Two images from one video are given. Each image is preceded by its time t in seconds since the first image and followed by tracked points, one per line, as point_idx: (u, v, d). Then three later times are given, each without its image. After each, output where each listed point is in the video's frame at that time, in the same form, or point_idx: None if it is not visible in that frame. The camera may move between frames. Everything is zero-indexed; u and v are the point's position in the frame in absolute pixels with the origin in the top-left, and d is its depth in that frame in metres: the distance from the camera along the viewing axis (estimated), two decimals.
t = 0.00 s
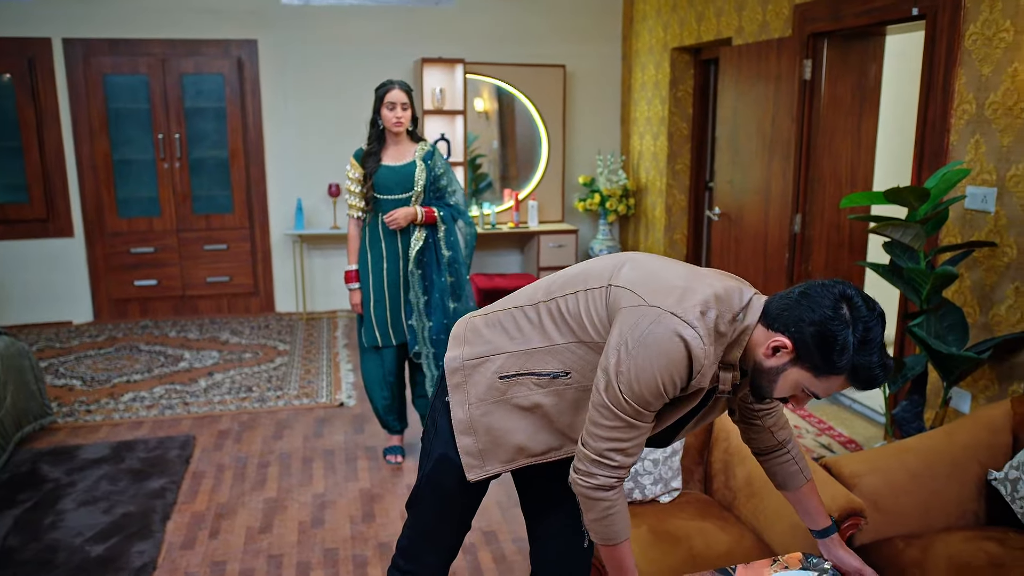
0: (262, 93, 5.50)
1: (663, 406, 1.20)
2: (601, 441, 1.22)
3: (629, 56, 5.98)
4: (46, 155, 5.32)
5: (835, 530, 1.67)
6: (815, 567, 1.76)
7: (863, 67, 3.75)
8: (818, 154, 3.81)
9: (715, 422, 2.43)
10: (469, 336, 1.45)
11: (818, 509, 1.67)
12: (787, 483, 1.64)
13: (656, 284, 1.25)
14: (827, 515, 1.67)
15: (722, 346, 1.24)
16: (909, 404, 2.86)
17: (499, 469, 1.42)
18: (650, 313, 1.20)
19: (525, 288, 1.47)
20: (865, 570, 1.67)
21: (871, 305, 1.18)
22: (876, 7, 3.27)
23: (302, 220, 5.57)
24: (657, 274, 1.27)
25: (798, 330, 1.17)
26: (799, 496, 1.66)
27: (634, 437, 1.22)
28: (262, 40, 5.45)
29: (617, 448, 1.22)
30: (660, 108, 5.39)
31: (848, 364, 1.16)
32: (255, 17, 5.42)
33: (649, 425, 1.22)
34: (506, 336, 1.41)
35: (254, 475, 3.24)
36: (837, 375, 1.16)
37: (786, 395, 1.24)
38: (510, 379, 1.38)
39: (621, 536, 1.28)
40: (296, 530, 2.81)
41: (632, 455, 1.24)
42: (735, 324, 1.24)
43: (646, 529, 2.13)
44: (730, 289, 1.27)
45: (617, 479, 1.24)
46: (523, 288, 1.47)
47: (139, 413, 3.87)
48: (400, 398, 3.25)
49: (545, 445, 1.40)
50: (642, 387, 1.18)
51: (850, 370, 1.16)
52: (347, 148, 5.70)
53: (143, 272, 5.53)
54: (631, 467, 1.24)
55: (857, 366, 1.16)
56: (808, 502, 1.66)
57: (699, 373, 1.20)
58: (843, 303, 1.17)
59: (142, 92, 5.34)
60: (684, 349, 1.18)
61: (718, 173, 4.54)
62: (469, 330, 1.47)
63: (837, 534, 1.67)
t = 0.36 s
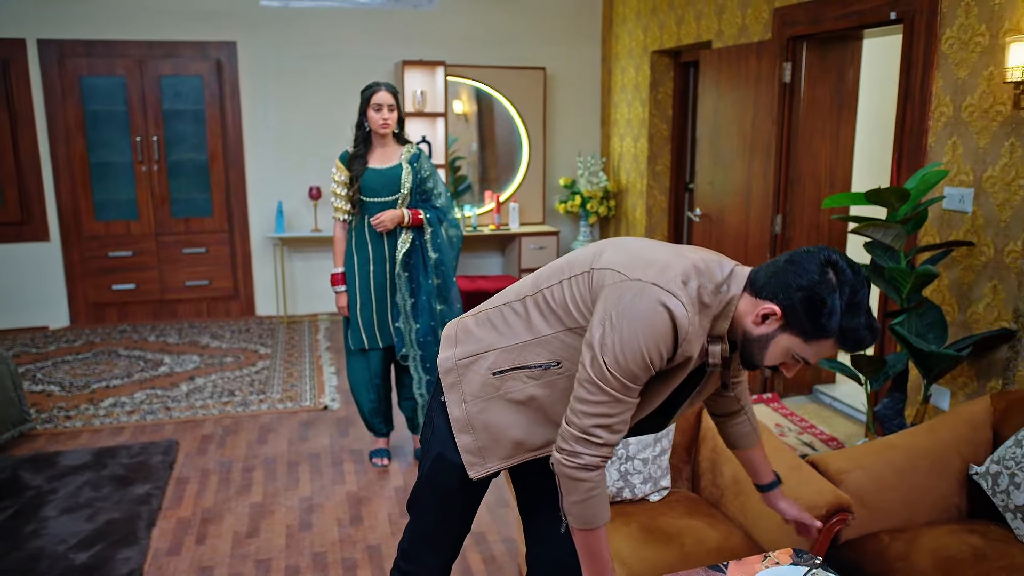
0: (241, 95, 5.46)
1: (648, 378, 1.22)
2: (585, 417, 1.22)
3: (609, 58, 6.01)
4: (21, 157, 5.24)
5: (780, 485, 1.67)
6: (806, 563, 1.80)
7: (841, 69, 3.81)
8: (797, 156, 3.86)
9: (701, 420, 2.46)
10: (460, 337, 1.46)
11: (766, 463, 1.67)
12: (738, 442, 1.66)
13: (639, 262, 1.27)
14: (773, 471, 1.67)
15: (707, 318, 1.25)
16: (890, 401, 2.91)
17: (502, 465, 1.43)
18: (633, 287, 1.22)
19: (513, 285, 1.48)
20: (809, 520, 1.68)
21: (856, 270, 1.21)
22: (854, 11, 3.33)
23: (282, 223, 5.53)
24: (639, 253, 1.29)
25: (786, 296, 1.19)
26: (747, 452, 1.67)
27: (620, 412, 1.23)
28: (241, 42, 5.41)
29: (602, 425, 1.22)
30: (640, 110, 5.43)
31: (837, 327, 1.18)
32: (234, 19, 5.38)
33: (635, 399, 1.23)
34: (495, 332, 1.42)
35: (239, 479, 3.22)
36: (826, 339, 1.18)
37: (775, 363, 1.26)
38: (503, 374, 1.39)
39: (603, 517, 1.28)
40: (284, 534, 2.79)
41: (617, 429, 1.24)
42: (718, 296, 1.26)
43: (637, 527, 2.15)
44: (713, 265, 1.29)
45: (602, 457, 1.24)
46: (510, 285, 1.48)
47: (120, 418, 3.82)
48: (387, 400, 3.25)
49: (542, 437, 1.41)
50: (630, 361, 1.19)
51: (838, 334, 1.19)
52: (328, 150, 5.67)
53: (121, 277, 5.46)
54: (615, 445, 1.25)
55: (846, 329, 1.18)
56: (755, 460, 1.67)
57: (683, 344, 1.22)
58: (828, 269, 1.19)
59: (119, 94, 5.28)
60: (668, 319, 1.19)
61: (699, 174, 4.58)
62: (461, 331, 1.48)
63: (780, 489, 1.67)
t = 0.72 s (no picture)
0: (227, 101, 5.44)
1: (621, 322, 1.20)
2: (553, 361, 1.22)
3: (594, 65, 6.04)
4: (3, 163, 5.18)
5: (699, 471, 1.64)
6: (802, 563, 1.82)
7: (825, 76, 3.86)
8: (783, 162, 3.91)
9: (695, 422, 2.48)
10: (459, 338, 1.46)
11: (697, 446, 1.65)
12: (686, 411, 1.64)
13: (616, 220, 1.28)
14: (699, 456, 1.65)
15: (684, 267, 1.24)
16: (878, 404, 2.95)
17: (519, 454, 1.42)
18: (604, 237, 1.23)
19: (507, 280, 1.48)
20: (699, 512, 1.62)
21: (833, 204, 1.20)
22: (838, 19, 3.38)
23: (268, 229, 5.50)
24: (617, 214, 1.29)
25: (765, 234, 1.19)
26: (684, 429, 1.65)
27: (591, 357, 1.21)
28: (226, 48, 5.38)
29: (572, 370, 1.21)
30: (625, 116, 5.46)
31: (817, 258, 1.17)
32: (219, 25, 5.36)
33: (608, 345, 1.21)
34: (488, 325, 1.41)
35: (230, 487, 3.20)
36: (807, 270, 1.17)
37: (761, 307, 1.24)
38: (502, 364, 1.38)
39: (571, 466, 1.25)
40: (277, 542, 2.78)
41: (589, 377, 1.22)
42: (695, 244, 1.25)
43: (633, 529, 2.17)
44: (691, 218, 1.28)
45: (572, 402, 1.23)
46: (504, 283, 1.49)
47: (107, 427, 3.79)
48: (378, 406, 3.25)
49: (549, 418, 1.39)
50: (600, 303, 1.19)
51: (819, 266, 1.18)
52: (314, 156, 5.65)
53: (105, 284, 5.42)
54: (586, 392, 1.23)
55: (828, 261, 1.17)
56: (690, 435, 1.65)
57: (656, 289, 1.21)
58: (804, 205, 1.19)
59: (103, 100, 5.24)
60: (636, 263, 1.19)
61: (685, 179, 4.61)
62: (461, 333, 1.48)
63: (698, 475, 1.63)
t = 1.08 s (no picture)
0: (228, 107, 5.44)
1: (585, 272, 1.19)
2: (518, 313, 1.22)
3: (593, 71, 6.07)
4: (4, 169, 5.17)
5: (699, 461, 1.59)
6: (813, 566, 1.85)
7: (826, 83, 3.90)
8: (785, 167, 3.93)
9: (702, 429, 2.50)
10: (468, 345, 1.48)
11: (696, 435, 1.61)
12: (682, 396, 1.60)
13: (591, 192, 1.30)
14: (698, 446, 1.60)
15: (653, 221, 1.22)
16: (882, 408, 2.97)
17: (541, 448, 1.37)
18: (571, 200, 1.26)
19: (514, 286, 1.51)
20: (698, 504, 1.57)
21: (797, 140, 1.16)
22: (839, 27, 3.41)
23: (270, 235, 5.50)
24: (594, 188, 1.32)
25: (730, 174, 1.15)
26: (681, 417, 1.62)
27: (556, 308, 1.19)
28: (227, 54, 5.40)
29: (535, 320, 1.20)
30: (625, 123, 5.48)
31: (785, 190, 1.12)
32: (220, 32, 5.37)
33: (575, 297, 1.20)
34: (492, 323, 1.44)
35: (236, 493, 3.20)
36: (776, 203, 1.12)
37: (742, 251, 1.19)
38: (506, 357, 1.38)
39: (536, 421, 1.21)
40: (284, 547, 2.78)
41: (555, 329, 1.20)
42: (663, 197, 1.23)
43: (643, 533, 2.18)
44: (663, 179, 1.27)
45: (537, 354, 1.20)
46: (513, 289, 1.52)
47: (111, 433, 3.79)
48: (383, 412, 3.26)
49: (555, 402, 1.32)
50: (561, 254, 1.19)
51: (790, 197, 1.13)
52: (315, 163, 5.67)
53: (106, 290, 5.41)
54: (552, 346, 1.21)
55: (797, 192, 1.12)
56: (687, 422, 1.61)
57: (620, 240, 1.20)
58: (765, 140, 1.16)
59: (104, 106, 5.24)
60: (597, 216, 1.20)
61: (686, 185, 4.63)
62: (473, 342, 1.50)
63: (698, 465, 1.58)
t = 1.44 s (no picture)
0: (235, 109, 5.46)
1: (531, 243, 1.18)
2: (472, 291, 1.22)
3: (598, 74, 6.08)
4: (13, 172, 5.19)
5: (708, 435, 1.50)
6: (827, 565, 1.87)
7: (832, 86, 3.92)
8: (792, 169, 3.95)
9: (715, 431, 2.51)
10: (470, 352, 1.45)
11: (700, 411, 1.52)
12: (682, 375, 1.50)
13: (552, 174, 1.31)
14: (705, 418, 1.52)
15: (603, 188, 1.21)
16: (892, 408, 2.97)
17: (547, 439, 1.28)
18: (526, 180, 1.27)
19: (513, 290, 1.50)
20: (716, 474, 1.49)
21: (734, 76, 1.13)
22: (847, 31, 3.43)
23: (276, 237, 5.52)
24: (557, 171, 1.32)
25: (665, 117, 1.12)
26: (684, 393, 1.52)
27: (505, 280, 1.19)
28: (234, 57, 5.41)
29: (485, 296, 1.20)
30: (631, 125, 5.49)
31: (721, 123, 1.08)
32: (228, 34, 5.39)
33: (524, 268, 1.19)
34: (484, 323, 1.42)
35: (247, 493, 3.22)
36: (713, 137, 1.08)
37: (695, 196, 1.14)
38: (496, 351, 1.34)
39: (489, 395, 1.19)
40: (296, 547, 2.79)
41: (506, 302, 1.19)
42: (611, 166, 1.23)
43: (657, 534, 2.19)
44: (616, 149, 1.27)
45: (490, 327, 1.19)
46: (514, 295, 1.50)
47: (120, 434, 3.80)
48: (394, 412, 3.27)
49: (546, 386, 1.27)
50: (506, 228, 1.20)
51: (728, 129, 1.09)
52: (321, 165, 5.69)
53: (113, 292, 5.44)
54: (505, 319, 1.20)
55: (736, 123, 1.08)
56: (693, 399, 1.51)
57: (566, 208, 1.19)
58: (695, 81, 1.13)
59: (112, 109, 5.26)
60: (541, 187, 1.20)
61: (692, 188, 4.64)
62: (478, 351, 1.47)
63: (707, 439, 1.50)
